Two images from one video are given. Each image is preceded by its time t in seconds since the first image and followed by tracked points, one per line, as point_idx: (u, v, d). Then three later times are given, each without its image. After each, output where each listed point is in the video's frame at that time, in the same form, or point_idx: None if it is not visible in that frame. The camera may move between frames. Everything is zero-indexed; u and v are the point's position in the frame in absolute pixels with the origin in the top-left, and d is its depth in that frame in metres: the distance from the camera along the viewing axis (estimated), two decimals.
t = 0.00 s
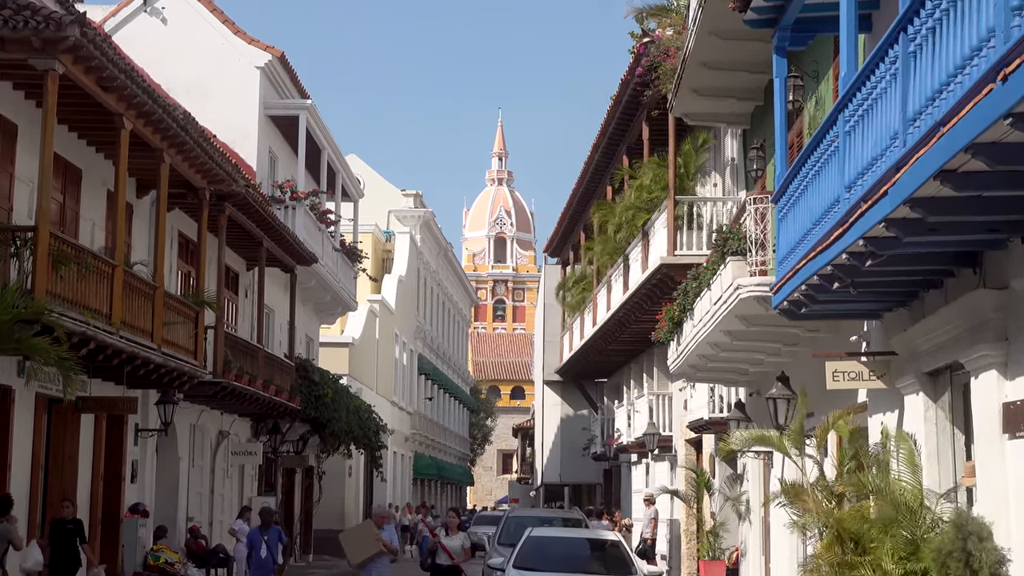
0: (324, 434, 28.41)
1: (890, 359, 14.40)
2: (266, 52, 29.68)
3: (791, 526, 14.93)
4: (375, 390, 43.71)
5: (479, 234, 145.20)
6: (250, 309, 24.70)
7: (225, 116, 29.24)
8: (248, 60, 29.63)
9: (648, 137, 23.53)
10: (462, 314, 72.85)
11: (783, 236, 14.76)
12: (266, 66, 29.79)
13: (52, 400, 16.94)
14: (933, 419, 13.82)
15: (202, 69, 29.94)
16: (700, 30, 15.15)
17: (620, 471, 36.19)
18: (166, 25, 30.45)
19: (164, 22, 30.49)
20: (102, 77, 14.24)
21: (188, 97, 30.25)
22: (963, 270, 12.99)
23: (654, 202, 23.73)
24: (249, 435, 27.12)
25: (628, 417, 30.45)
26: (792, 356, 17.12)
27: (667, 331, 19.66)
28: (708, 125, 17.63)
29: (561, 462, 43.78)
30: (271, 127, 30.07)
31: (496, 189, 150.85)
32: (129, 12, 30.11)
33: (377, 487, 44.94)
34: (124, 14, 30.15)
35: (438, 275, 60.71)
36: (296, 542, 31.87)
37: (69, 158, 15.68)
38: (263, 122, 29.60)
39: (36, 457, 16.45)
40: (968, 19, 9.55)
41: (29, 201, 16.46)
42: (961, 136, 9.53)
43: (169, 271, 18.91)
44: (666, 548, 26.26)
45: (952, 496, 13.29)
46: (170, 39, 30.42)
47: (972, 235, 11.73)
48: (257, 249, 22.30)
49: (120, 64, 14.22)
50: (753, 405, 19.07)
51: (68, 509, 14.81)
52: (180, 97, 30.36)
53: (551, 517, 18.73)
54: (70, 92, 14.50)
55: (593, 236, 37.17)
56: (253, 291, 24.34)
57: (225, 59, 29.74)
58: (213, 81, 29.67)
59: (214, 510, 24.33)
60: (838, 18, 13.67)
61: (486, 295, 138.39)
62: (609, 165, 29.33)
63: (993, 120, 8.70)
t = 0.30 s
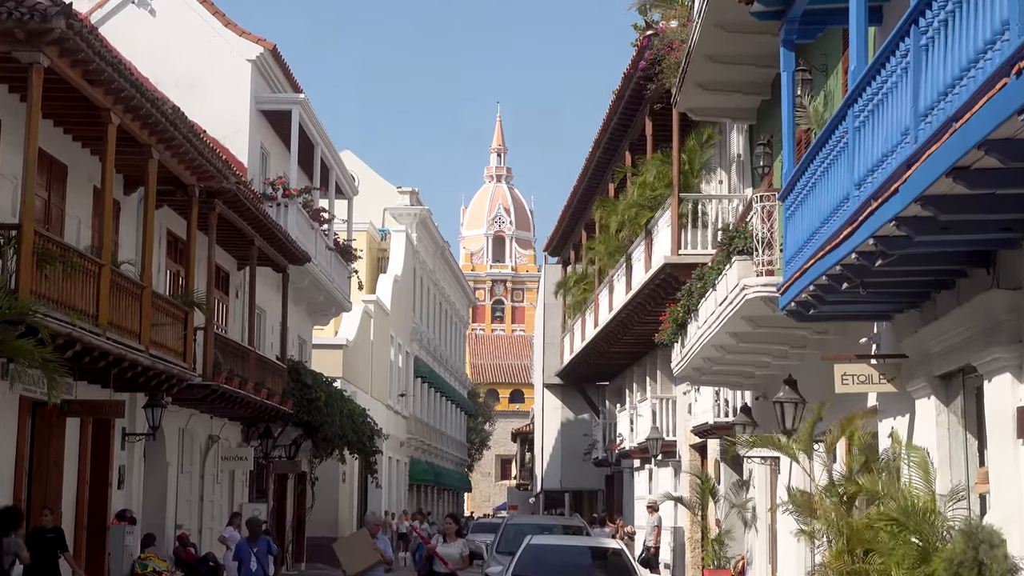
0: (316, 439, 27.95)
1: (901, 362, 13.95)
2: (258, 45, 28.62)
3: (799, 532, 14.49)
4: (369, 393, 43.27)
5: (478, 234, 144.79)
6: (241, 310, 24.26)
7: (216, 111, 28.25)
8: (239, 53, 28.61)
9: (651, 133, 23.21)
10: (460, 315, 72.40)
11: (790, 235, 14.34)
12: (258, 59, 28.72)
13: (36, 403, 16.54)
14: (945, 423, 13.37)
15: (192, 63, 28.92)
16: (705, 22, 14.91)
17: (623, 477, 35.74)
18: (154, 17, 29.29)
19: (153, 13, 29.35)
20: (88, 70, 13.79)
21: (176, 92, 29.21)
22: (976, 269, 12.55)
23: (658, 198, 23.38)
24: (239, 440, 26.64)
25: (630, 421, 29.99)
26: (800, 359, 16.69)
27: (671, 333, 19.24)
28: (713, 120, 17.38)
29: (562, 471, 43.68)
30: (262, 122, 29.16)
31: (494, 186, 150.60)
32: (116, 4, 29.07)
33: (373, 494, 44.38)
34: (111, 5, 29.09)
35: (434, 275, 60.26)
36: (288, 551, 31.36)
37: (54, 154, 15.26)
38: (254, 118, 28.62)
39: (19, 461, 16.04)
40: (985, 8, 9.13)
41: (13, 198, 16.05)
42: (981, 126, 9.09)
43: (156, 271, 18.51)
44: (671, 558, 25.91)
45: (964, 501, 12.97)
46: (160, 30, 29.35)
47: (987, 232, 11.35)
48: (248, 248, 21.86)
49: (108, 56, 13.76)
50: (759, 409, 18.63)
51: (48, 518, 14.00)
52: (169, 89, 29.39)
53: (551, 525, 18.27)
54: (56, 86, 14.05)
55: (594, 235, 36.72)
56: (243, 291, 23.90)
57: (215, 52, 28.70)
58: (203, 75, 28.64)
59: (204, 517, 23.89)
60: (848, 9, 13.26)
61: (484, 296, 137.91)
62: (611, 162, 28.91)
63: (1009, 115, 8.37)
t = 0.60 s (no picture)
0: (311, 443, 27.53)
1: (912, 365, 13.53)
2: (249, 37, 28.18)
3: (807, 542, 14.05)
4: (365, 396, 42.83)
5: (475, 231, 142.78)
6: (232, 310, 23.83)
7: (207, 105, 27.62)
8: (230, 45, 28.13)
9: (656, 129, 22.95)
10: (457, 315, 72.03)
11: (798, 234, 13.93)
12: (249, 52, 28.21)
13: (21, 407, 16.13)
14: (958, 428, 12.93)
15: (182, 56, 28.39)
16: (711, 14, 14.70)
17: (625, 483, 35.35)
18: (141, 8, 28.74)
19: (140, 6, 28.77)
20: (73, 64, 13.35)
21: (165, 86, 28.63)
22: (989, 269, 12.10)
23: (662, 197, 23.13)
24: (231, 445, 26.19)
25: (633, 426, 29.56)
26: (808, 362, 16.28)
27: (676, 335, 18.84)
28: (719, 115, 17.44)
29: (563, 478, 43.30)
30: (253, 116, 28.61)
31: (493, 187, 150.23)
32: None
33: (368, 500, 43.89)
34: None
35: (431, 275, 59.90)
36: (280, 559, 30.84)
37: (38, 150, 14.84)
38: (246, 111, 28.05)
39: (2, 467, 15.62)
40: None
41: None
42: (1000, 119, 8.69)
43: (144, 270, 18.10)
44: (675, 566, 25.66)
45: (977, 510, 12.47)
46: (146, 23, 28.73)
47: (1002, 231, 10.94)
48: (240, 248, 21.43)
49: (94, 49, 13.31)
50: (765, 413, 18.19)
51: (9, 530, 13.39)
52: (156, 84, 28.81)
53: (551, 533, 17.84)
54: (41, 80, 13.61)
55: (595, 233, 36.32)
56: (235, 292, 23.47)
57: (205, 45, 28.20)
58: (193, 68, 28.12)
59: (193, 524, 23.47)
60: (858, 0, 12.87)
61: (483, 297, 137.48)
62: (613, 158, 28.55)
63: None
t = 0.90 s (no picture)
0: (304, 448, 27.09)
1: (924, 368, 13.11)
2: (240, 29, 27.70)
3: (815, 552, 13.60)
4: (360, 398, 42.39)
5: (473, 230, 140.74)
6: (221, 311, 23.40)
7: (197, 101, 27.17)
8: (221, 38, 27.64)
9: (659, 125, 22.63)
10: (455, 317, 71.59)
11: (806, 234, 13.53)
12: (240, 44, 27.73)
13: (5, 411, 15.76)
14: (972, 433, 12.49)
15: (172, 50, 27.93)
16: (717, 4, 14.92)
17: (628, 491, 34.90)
18: None
19: None
20: (59, 57, 12.90)
21: (153, 80, 28.13)
22: (1003, 269, 11.63)
23: (665, 194, 22.80)
24: (220, 450, 25.74)
25: (636, 431, 29.11)
26: (817, 365, 15.88)
27: (680, 337, 18.46)
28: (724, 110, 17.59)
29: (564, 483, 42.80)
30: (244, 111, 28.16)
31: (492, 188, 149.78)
32: None
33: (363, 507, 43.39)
34: None
35: (428, 275, 59.53)
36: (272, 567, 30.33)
37: (22, 145, 14.44)
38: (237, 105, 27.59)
39: None
40: None
41: None
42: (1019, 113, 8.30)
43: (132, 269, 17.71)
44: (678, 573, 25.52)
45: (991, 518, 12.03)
46: (135, 14, 28.29)
47: (1019, 228, 10.55)
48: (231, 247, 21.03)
49: (80, 41, 12.83)
50: (774, 418, 17.74)
51: None
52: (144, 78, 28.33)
53: (551, 542, 17.43)
54: (25, 73, 13.18)
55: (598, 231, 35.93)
56: (225, 292, 23.05)
57: (196, 37, 27.73)
58: (183, 63, 27.69)
59: (181, 532, 23.05)
60: None
61: (481, 299, 136.94)
62: (616, 154, 28.20)
63: None
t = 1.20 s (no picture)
0: (295, 453, 26.68)
1: (937, 371, 12.67)
2: (230, 21, 27.26)
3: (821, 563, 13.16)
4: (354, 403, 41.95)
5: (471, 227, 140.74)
6: (211, 313, 23.00)
7: (186, 95, 26.83)
8: (210, 29, 27.23)
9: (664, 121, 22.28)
10: (452, 318, 71.21)
11: (815, 233, 13.12)
12: (230, 37, 27.31)
13: None
14: (987, 439, 12.05)
15: (160, 43, 27.44)
16: None
17: (631, 497, 34.52)
18: None
19: None
20: (44, 50, 12.46)
21: (140, 73, 27.58)
22: (1019, 270, 11.19)
23: (670, 191, 22.42)
24: (209, 456, 25.31)
25: (639, 436, 28.74)
26: (826, 368, 15.49)
27: (685, 339, 18.06)
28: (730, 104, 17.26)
29: (565, 490, 42.27)
30: (234, 105, 27.72)
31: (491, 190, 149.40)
32: None
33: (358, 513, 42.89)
34: None
35: (425, 275, 59.12)
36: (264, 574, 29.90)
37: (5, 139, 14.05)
38: (226, 98, 27.16)
39: None
40: None
41: None
42: None
43: (118, 268, 17.33)
44: None
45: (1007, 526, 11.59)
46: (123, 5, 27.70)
47: None
48: (221, 246, 20.62)
49: (65, 33, 12.39)
50: (781, 423, 17.37)
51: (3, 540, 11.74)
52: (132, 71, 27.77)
53: (551, 549, 17.03)
54: (10, 66, 12.74)
55: (599, 230, 35.57)
56: (215, 293, 22.64)
57: (185, 30, 27.28)
58: (173, 57, 27.22)
59: (169, 540, 22.67)
60: None
61: (480, 300, 136.52)
62: (618, 150, 27.84)
63: None
